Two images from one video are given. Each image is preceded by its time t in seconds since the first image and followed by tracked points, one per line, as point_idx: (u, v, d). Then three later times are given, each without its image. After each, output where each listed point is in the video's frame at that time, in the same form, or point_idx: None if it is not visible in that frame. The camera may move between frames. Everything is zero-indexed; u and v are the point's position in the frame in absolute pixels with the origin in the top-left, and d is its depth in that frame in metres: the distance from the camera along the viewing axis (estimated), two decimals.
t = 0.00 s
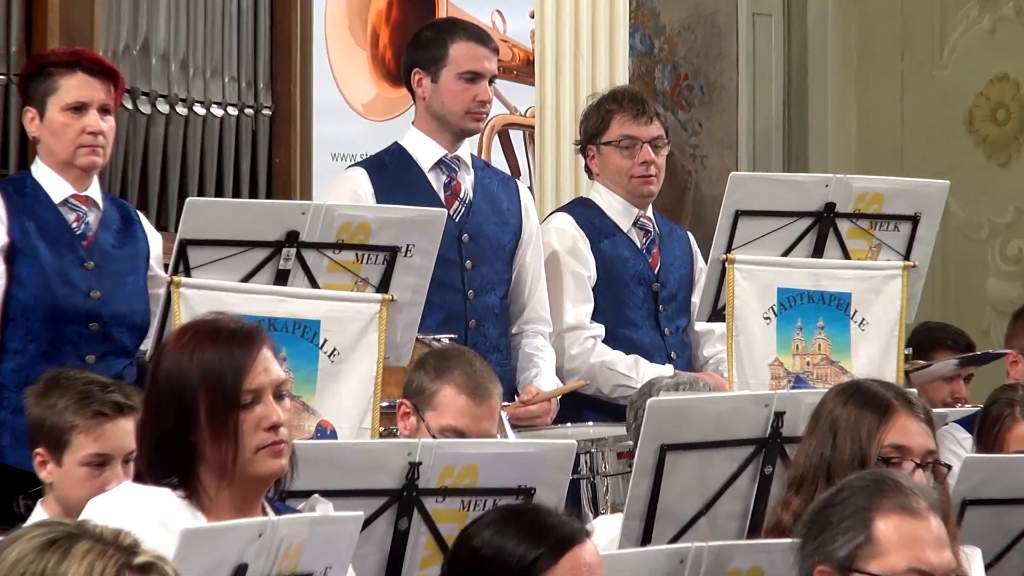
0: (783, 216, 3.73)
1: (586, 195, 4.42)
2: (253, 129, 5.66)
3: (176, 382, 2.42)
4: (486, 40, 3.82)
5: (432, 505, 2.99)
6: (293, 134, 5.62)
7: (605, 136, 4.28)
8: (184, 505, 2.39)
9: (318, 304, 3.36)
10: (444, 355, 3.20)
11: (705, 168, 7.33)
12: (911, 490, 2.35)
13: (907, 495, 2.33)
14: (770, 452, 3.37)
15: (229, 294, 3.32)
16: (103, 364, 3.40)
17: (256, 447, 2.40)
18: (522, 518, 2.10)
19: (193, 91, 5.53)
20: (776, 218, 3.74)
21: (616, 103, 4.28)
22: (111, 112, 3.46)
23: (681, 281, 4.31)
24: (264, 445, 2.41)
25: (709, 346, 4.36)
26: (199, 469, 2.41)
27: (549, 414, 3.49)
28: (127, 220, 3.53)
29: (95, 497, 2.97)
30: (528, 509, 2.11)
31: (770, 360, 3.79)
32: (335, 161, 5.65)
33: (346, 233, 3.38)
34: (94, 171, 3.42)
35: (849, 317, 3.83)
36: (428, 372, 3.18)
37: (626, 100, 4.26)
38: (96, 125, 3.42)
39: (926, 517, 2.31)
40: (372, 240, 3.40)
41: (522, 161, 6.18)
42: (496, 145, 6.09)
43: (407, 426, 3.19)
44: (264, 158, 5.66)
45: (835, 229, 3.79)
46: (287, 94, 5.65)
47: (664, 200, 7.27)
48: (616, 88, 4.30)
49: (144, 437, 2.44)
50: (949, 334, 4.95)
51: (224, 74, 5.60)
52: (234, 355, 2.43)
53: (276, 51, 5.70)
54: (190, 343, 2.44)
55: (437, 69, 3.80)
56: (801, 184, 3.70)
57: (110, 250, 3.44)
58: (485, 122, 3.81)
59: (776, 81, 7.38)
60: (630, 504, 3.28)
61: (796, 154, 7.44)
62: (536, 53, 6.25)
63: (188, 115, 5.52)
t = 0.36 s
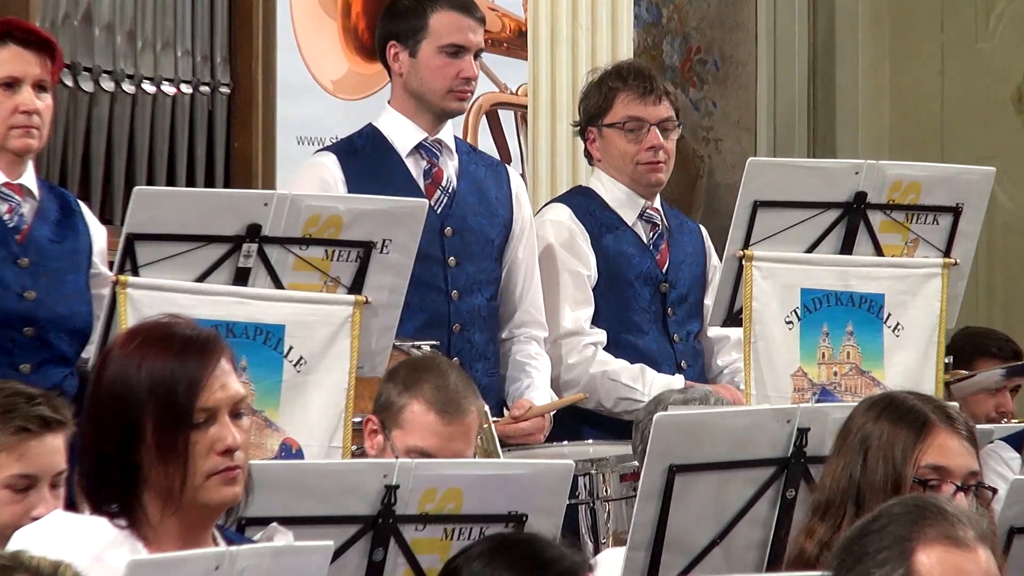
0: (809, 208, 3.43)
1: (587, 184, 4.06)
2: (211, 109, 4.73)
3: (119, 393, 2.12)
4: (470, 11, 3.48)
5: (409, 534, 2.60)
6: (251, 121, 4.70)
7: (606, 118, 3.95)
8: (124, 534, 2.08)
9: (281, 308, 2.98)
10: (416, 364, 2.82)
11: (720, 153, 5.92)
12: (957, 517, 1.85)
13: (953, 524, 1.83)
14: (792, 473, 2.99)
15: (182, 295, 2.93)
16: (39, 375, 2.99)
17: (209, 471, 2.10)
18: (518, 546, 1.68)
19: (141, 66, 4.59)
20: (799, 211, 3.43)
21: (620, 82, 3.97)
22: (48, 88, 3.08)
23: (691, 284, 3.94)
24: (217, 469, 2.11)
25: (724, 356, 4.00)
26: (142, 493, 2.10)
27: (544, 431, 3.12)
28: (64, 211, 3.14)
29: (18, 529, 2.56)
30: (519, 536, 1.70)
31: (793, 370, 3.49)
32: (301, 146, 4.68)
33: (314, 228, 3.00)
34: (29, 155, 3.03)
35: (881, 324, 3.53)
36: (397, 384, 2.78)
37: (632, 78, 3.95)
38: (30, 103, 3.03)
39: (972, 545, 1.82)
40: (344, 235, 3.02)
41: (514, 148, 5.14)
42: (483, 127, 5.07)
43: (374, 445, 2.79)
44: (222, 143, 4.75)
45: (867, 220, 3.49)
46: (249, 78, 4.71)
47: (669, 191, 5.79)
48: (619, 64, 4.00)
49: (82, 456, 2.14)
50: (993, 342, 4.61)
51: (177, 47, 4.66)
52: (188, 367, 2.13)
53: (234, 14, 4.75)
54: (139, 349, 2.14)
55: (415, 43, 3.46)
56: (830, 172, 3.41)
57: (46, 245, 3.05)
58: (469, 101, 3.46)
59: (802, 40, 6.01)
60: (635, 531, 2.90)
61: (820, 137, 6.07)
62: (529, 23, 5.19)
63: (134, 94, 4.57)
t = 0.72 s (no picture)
0: (795, 194, 3.12)
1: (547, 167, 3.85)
2: (127, 83, 4.43)
3: (35, 400, 1.82)
4: None
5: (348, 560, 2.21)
6: (173, 97, 4.37)
7: (568, 94, 3.74)
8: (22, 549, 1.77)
9: (204, 305, 2.67)
10: (335, 368, 2.58)
11: (694, 133, 5.49)
12: (960, 538, 1.57)
13: (954, 547, 1.55)
14: (776, 492, 2.68)
15: (96, 292, 2.60)
16: None
17: (130, 494, 1.81)
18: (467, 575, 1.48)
19: (48, 36, 4.25)
20: (784, 197, 3.12)
21: (585, 54, 3.76)
22: None
23: (662, 279, 3.71)
24: (138, 493, 1.81)
25: (700, 360, 3.77)
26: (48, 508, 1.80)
27: (498, 442, 2.91)
28: None
29: None
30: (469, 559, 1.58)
31: (777, 377, 3.20)
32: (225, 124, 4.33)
33: (242, 216, 2.68)
34: None
35: (875, 324, 3.23)
36: (319, 391, 2.55)
37: (595, 50, 3.74)
38: None
39: None
40: (275, 224, 2.70)
41: (464, 126, 4.86)
42: (429, 104, 4.78)
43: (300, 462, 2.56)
44: (138, 120, 4.45)
45: (861, 209, 3.18)
46: (169, 42, 4.40)
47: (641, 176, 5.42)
48: (583, 35, 3.79)
49: None
50: (997, 344, 4.30)
51: (89, 13, 4.30)
52: (118, 375, 1.85)
53: None
54: (64, 353, 1.85)
55: (355, 10, 3.20)
56: (818, 154, 3.10)
57: None
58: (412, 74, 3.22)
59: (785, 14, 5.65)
60: (599, 556, 2.58)
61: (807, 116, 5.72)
62: None
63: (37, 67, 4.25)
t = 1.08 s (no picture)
0: (806, 192, 3.02)
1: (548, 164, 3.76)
2: (112, 77, 4.34)
3: (56, 420, 1.57)
4: None
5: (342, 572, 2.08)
6: (160, 92, 4.28)
7: (570, 88, 3.64)
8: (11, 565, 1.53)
9: (192, 307, 2.58)
10: (318, 378, 2.42)
11: (703, 129, 5.41)
12: (977, 548, 1.32)
13: (971, 558, 1.30)
14: (786, 501, 2.58)
15: (79, 294, 2.51)
16: None
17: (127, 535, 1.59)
18: None
19: (30, 28, 4.13)
20: (793, 195, 3.02)
21: (587, 46, 3.66)
22: None
23: (667, 282, 3.62)
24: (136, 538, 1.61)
25: (704, 364, 3.68)
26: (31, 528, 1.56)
27: (499, 450, 2.84)
28: None
29: None
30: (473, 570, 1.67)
31: (788, 382, 3.12)
32: (215, 120, 4.24)
33: (231, 215, 2.58)
34: None
35: (890, 327, 3.15)
36: (301, 402, 2.38)
37: (598, 42, 3.64)
38: None
39: None
40: (266, 223, 2.60)
41: (462, 122, 4.76)
42: (427, 99, 4.67)
43: (284, 478, 2.38)
44: (124, 115, 4.35)
45: (873, 207, 3.08)
46: (156, 33, 4.31)
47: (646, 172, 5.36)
48: (585, 27, 3.69)
49: None
50: (1016, 348, 4.21)
51: (73, 5, 4.18)
52: (142, 410, 1.61)
53: None
54: (95, 376, 1.60)
55: (350, 2, 3.10)
56: (829, 151, 3.00)
57: None
58: (411, 69, 3.12)
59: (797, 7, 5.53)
60: (602, 568, 2.47)
61: (820, 109, 5.60)
62: None
63: (21, 62, 4.14)
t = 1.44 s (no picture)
0: (805, 191, 3.02)
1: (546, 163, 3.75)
2: (110, 75, 4.33)
3: (48, 421, 1.60)
4: None
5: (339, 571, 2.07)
6: (158, 91, 4.30)
7: (568, 87, 3.64)
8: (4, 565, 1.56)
9: (191, 306, 2.57)
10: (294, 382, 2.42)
11: (701, 127, 5.39)
12: (968, 546, 1.32)
13: (963, 555, 1.30)
14: (784, 500, 2.57)
15: (77, 293, 2.51)
16: None
17: (119, 535, 1.61)
18: None
19: (28, 26, 4.14)
20: (792, 194, 3.02)
21: (585, 45, 3.65)
22: None
23: (666, 281, 3.62)
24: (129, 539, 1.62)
25: (704, 363, 3.68)
26: (26, 529, 1.59)
27: (499, 449, 2.88)
28: None
29: None
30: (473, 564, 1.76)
31: (787, 381, 3.12)
32: (213, 118, 4.25)
33: (229, 214, 2.58)
34: None
35: (890, 326, 3.16)
36: (277, 406, 2.38)
37: (596, 41, 3.63)
38: None
39: None
40: (263, 221, 2.60)
41: (460, 122, 4.81)
42: (425, 98, 4.73)
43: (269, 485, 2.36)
44: (123, 113, 4.35)
45: (872, 206, 3.07)
46: (154, 33, 4.32)
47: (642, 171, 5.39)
48: (583, 26, 3.68)
49: None
50: (1015, 347, 4.20)
51: (71, 3, 4.19)
52: (134, 408, 1.63)
53: None
54: (88, 374, 1.63)
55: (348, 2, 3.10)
56: (828, 150, 2.99)
57: None
58: (409, 68, 3.12)
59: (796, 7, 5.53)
60: (601, 568, 2.47)
61: (818, 109, 5.59)
62: None
63: (18, 60, 4.14)
